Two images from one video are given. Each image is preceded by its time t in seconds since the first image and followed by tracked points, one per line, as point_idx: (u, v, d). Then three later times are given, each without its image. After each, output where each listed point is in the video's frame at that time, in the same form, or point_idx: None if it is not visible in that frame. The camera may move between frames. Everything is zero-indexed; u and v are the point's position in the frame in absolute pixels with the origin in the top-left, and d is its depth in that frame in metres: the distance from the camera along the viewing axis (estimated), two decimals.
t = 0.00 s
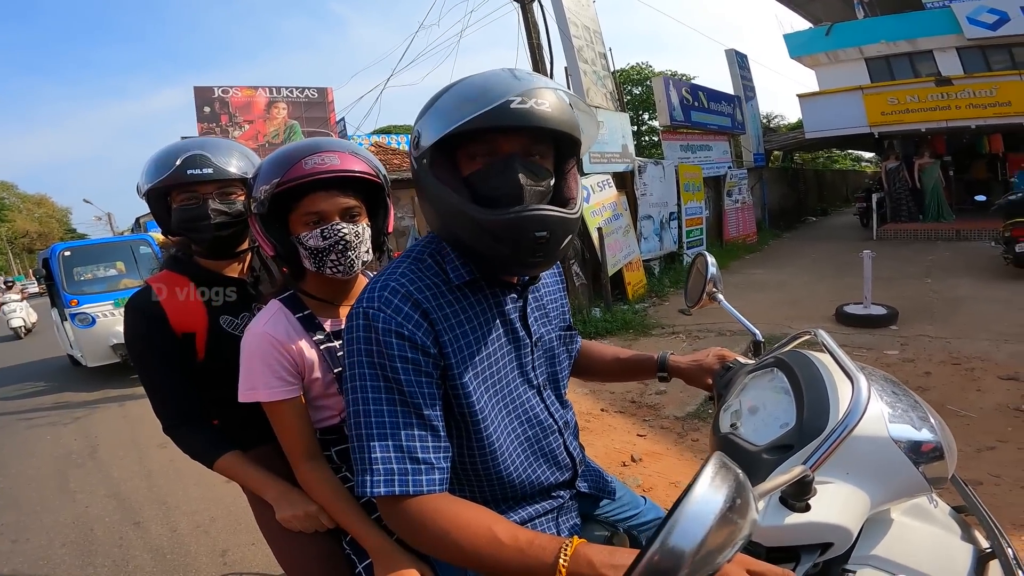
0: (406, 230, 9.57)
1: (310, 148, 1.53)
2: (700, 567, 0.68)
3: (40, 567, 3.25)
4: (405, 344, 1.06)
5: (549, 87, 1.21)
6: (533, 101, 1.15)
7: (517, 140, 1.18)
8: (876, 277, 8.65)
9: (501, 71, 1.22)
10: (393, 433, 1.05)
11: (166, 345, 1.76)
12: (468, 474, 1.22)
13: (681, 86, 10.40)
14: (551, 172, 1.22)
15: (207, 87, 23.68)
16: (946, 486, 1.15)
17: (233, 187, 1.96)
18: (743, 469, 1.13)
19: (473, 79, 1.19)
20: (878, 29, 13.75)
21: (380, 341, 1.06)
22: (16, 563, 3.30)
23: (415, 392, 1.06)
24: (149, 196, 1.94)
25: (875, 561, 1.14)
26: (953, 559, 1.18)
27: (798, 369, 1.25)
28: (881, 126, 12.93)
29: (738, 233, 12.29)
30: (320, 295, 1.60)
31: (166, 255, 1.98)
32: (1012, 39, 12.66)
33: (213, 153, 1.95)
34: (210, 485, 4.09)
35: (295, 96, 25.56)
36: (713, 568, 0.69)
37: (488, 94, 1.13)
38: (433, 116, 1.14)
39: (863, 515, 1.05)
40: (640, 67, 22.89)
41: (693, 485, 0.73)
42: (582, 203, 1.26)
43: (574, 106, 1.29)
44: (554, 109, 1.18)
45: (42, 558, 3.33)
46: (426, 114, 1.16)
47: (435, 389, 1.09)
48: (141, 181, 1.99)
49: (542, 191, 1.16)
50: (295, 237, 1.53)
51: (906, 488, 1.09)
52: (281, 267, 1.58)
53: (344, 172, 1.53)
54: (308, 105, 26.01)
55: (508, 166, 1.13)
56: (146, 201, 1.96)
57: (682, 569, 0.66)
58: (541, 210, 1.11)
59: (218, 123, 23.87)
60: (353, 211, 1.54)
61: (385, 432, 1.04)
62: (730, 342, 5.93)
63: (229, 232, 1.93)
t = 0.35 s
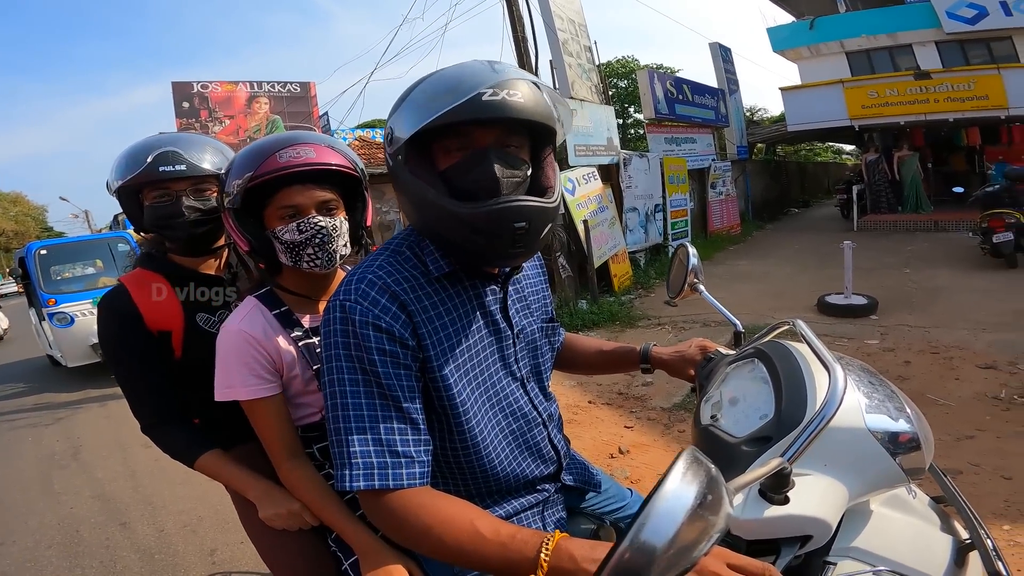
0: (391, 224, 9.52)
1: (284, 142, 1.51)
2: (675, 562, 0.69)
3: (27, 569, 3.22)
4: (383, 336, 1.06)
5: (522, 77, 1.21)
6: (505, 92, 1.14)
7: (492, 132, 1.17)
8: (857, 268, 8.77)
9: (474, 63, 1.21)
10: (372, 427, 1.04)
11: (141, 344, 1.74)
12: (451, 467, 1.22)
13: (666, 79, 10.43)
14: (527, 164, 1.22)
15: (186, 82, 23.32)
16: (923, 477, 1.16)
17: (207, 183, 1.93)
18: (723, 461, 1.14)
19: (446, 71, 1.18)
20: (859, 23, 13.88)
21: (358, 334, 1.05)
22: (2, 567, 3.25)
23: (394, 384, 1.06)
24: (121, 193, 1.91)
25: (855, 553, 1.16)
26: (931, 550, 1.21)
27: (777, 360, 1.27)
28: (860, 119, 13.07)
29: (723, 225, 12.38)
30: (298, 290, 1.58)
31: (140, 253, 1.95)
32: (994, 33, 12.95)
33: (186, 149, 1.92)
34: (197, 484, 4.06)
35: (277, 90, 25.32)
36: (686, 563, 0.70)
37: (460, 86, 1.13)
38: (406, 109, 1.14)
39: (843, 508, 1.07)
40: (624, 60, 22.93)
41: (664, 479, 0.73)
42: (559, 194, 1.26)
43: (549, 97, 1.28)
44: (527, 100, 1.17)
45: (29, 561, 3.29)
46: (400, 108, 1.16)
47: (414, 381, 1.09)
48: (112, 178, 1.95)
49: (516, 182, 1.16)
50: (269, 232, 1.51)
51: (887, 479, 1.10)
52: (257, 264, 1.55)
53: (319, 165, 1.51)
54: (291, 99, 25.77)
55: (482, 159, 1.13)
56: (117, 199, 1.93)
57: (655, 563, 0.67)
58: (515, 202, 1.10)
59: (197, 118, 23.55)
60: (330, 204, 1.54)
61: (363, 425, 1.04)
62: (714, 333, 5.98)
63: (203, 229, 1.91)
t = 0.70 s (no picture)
0: (379, 231, 9.51)
1: (263, 155, 1.51)
2: (673, 547, 0.71)
3: None
4: (376, 344, 1.07)
5: (501, 81, 1.23)
6: (485, 97, 1.16)
7: (472, 136, 1.19)
8: (843, 254, 8.88)
9: (453, 69, 1.23)
10: (371, 433, 1.06)
11: (134, 364, 1.73)
12: (452, 469, 1.24)
13: (645, 75, 10.49)
14: (509, 166, 1.24)
15: (161, 96, 23.04)
16: (917, 459, 1.19)
17: (190, 201, 1.93)
18: (719, 451, 1.17)
19: (424, 78, 1.20)
20: (828, 14, 14.07)
21: (351, 343, 1.06)
22: None
23: (390, 390, 1.07)
24: (103, 214, 1.90)
25: (857, 536, 1.19)
26: (933, 531, 1.23)
27: (766, 348, 1.29)
28: (836, 108, 13.25)
29: (709, 217, 12.48)
30: (286, 303, 1.58)
31: (127, 273, 1.94)
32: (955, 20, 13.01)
33: (166, 168, 1.92)
34: (200, 499, 4.04)
35: (255, 102, 25.16)
36: (682, 547, 0.72)
37: (439, 93, 1.14)
38: (388, 118, 1.15)
39: (838, 491, 1.10)
40: (603, 58, 23.05)
41: (656, 467, 0.75)
42: (542, 194, 1.27)
43: (527, 98, 1.30)
44: (507, 104, 1.19)
45: None
46: (381, 116, 1.17)
47: (409, 386, 1.11)
48: (93, 199, 1.95)
49: (500, 185, 1.17)
50: (254, 247, 1.51)
51: (880, 463, 1.13)
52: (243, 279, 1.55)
53: (300, 177, 1.52)
54: (270, 110, 25.61)
55: (464, 164, 1.15)
56: (100, 219, 1.92)
57: (651, 549, 0.69)
58: (499, 204, 1.12)
59: (176, 133, 23.30)
60: (314, 216, 1.54)
61: (362, 432, 1.05)
62: (707, 324, 6.03)
63: (189, 246, 1.90)
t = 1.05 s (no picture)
0: (393, 218, 9.56)
1: (285, 134, 1.53)
2: (686, 507, 0.73)
3: (54, 566, 3.28)
4: (398, 316, 1.09)
5: (525, 63, 1.24)
6: (509, 78, 1.17)
7: (495, 116, 1.20)
8: (859, 249, 8.80)
9: (476, 51, 1.24)
10: (391, 404, 1.08)
11: (159, 336, 1.78)
12: (466, 444, 1.26)
13: (662, 65, 10.39)
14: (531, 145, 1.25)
15: (180, 80, 23.16)
16: (924, 445, 1.19)
17: (216, 178, 1.96)
18: (729, 426, 1.18)
19: (449, 58, 1.21)
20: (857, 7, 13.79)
21: (374, 314, 1.08)
22: (30, 563, 3.32)
23: (410, 362, 1.09)
24: (131, 190, 1.94)
25: (863, 519, 1.20)
26: (937, 518, 1.24)
27: (780, 329, 1.30)
28: (859, 104, 13.01)
29: (724, 209, 12.39)
30: (304, 279, 1.60)
31: (152, 248, 1.99)
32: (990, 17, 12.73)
33: (194, 146, 1.95)
34: (213, 479, 4.11)
35: (272, 87, 25.27)
36: (693, 508, 0.73)
37: (464, 72, 1.16)
38: (412, 96, 1.16)
39: (847, 469, 1.11)
40: (620, 47, 22.85)
41: (672, 426, 0.76)
42: (561, 174, 1.29)
43: (549, 80, 1.31)
44: (530, 86, 1.20)
45: (56, 558, 3.35)
46: (406, 95, 1.18)
47: (429, 358, 1.13)
48: (123, 174, 1.98)
49: (522, 164, 1.19)
50: (274, 223, 1.54)
51: (888, 445, 1.14)
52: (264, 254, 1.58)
53: (320, 156, 1.53)
54: (286, 95, 25.71)
55: (486, 142, 1.16)
56: (128, 195, 1.96)
57: (668, 505, 0.71)
58: (519, 183, 1.14)
59: (193, 117, 23.45)
60: (334, 194, 1.56)
61: (382, 402, 1.08)
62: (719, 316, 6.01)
63: (213, 222, 1.94)
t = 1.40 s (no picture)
0: (417, 238, 9.68)
1: (312, 172, 1.57)
2: (731, 559, 0.71)
3: None
4: (428, 358, 1.10)
5: (547, 98, 1.25)
6: (533, 113, 1.18)
7: (519, 153, 1.21)
8: (892, 260, 8.60)
9: (499, 86, 1.25)
10: (422, 444, 1.08)
11: (194, 369, 1.81)
12: (496, 479, 1.26)
13: (680, 80, 10.39)
14: (556, 181, 1.26)
15: (209, 105, 23.85)
16: (971, 471, 1.15)
17: (245, 214, 2.01)
18: (768, 462, 1.15)
19: (472, 94, 1.22)
20: (872, 14, 13.63)
21: (405, 357, 1.09)
22: None
23: (441, 403, 1.10)
24: (166, 226, 2.00)
25: (908, 547, 1.16)
26: (986, 545, 1.19)
27: (816, 360, 1.28)
28: (882, 110, 12.86)
29: (749, 223, 12.26)
30: (334, 316, 1.63)
31: (186, 282, 2.04)
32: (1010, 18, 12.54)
33: (223, 183, 2.00)
34: (244, 499, 4.16)
35: (296, 110, 25.88)
36: (739, 560, 0.72)
37: (488, 110, 1.17)
38: (436, 134, 1.18)
39: (891, 504, 1.07)
40: (638, 62, 22.92)
41: (717, 481, 0.76)
42: (588, 209, 1.29)
43: (573, 112, 1.31)
44: (553, 120, 1.21)
45: None
46: (430, 133, 1.20)
47: (459, 397, 1.13)
48: (157, 211, 2.05)
49: (547, 201, 1.19)
50: (303, 260, 1.57)
51: (933, 475, 1.11)
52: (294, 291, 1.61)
53: (346, 193, 1.57)
54: (310, 118, 26.32)
55: (511, 180, 1.17)
56: (162, 230, 2.02)
57: (712, 560, 0.69)
58: (545, 220, 1.14)
59: (223, 141, 24.09)
60: (361, 231, 1.58)
61: (414, 442, 1.08)
62: (748, 333, 5.92)
63: (245, 258, 1.99)
